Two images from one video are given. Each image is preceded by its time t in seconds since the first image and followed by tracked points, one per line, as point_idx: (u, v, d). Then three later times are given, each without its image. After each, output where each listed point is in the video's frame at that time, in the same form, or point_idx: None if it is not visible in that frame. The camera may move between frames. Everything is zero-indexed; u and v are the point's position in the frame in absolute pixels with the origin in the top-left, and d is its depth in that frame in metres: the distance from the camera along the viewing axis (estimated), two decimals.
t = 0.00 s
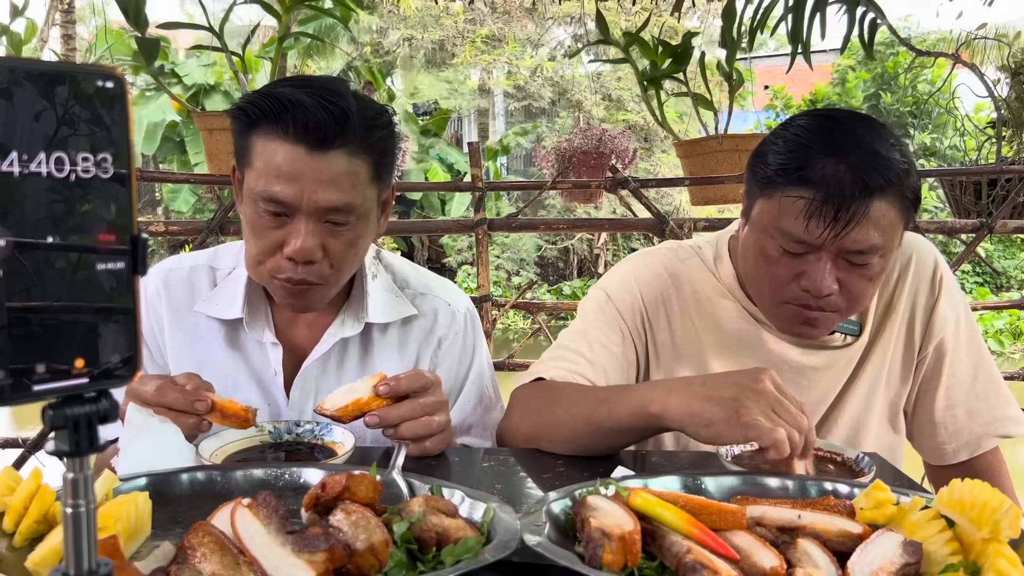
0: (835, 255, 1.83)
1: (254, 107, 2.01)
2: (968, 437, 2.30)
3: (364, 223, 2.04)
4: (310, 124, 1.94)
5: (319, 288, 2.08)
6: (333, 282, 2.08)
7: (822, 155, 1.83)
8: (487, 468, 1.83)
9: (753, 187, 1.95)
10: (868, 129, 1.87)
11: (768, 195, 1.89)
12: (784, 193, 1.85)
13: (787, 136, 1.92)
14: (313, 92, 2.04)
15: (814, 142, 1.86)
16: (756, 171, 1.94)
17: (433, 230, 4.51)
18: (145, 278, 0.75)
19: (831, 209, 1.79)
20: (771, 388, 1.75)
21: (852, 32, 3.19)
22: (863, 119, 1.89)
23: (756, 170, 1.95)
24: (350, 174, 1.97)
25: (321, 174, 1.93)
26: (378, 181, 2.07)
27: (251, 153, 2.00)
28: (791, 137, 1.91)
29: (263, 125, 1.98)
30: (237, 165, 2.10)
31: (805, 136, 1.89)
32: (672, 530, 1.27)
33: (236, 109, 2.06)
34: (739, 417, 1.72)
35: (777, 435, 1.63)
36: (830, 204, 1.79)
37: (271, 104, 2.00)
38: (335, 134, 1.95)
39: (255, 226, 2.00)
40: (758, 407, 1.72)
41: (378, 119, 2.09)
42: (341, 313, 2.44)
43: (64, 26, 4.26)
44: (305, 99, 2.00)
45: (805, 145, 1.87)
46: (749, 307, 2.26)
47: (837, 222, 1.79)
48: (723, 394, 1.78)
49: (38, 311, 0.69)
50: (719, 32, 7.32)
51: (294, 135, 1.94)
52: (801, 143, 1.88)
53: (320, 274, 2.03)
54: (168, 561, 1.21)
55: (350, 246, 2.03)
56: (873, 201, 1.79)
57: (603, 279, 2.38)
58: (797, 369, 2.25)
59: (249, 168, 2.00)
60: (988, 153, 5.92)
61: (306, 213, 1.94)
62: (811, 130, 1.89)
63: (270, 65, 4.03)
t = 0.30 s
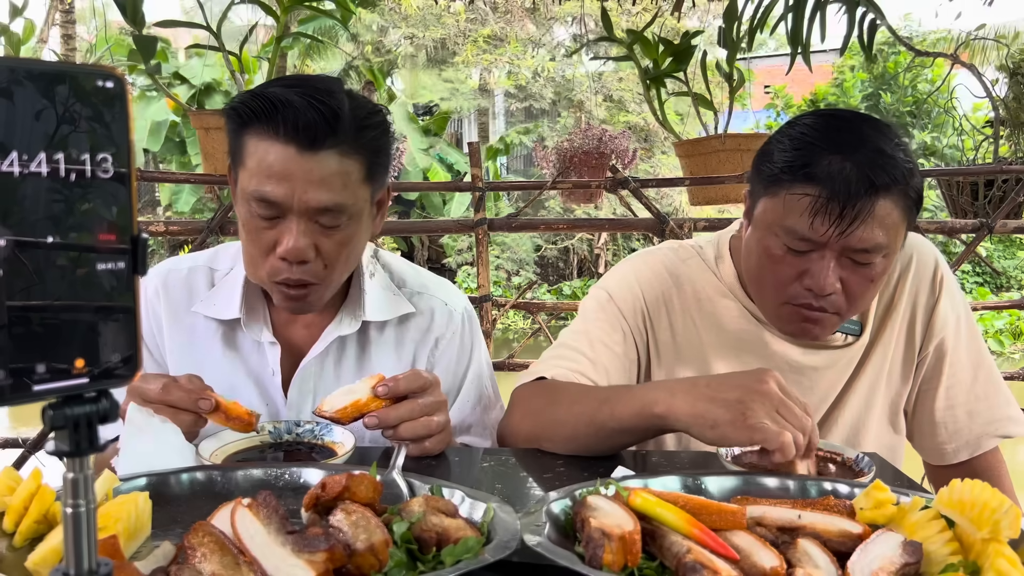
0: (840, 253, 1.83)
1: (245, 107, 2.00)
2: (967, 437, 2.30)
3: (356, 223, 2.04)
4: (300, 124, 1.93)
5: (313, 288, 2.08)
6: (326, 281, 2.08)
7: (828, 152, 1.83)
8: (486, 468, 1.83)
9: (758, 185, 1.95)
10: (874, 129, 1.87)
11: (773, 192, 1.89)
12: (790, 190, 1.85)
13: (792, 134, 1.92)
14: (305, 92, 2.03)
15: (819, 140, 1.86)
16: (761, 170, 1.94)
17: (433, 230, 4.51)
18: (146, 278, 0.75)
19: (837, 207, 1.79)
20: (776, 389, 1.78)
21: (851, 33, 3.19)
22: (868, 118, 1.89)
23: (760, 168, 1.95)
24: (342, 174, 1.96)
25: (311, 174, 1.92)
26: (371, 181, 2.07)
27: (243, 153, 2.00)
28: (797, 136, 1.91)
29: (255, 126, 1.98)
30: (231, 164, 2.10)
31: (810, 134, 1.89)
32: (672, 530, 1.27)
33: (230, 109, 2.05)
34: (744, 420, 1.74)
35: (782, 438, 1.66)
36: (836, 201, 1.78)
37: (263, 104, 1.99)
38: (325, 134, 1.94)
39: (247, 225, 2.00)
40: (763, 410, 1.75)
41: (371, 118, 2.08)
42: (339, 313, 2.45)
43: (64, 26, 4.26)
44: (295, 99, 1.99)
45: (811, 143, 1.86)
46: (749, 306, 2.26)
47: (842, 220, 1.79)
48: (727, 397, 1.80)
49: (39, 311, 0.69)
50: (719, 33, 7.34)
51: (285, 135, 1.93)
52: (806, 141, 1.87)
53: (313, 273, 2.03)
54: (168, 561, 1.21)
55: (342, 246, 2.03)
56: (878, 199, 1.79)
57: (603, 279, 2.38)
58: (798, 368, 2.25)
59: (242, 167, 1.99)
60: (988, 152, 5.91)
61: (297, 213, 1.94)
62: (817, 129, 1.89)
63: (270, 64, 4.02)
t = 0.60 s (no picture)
0: (839, 253, 1.83)
1: (242, 115, 2.00)
2: (969, 437, 2.30)
3: (348, 235, 2.03)
4: (293, 136, 1.92)
5: (303, 295, 2.08)
6: (317, 290, 2.08)
7: (831, 152, 1.83)
8: (487, 468, 1.83)
9: (761, 183, 1.95)
10: (878, 131, 1.87)
11: (775, 190, 1.89)
12: (791, 189, 1.85)
13: (796, 134, 1.92)
14: (302, 102, 2.01)
15: (823, 139, 1.86)
16: (764, 168, 1.94)
17: (433, 230, 4.51)
18: (146, 278, 0.75)
19: (837, 207, 1.79)
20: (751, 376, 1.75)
21: (851, 34, 3.19)
22: (874, 120, 1.89)
23: (764, 167, 1.95)
24: (333, 188, 1.94)
25: (302, 187, 1.91)
26: (367, 194, 2.05)
27: (239, 160, 2.00)
28: (801, 135, 1.91)
29: (250, 134, 1.97)
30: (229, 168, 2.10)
31: (814, 134, 1.89)
32: (672, 530, 1.27)
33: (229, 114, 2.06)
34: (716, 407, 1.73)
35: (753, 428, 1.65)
36: (836, 201, 1.78)
37: (259, 112, 1.98)
38: (318, 147, 1.92)
39: (242, 230, 2.01)
40: (737, 398, 1.72)
41: (369, 131, 2.08)
42: (342, 315, 2.45)
43: (64, 26, 4.25)
44: (288, 112, 1.97)
45: (814, 142, 1.87)
46: (751, 306, 2.26)
47: (842, 220, 1.79)
48: (702, 381, 1.78)
49: (39, 311, 0.69)
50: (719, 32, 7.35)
51: (278, 146, 1.92)
52: (810, 141, 1.87)
53: (302, 282, 2.03)
54: (168, 561, 1.21)
55: (333, 256, 2.03)
56: (879, 200, 1.79)
57: (603, 281, 2.38)
58: (798, 368, 2.25)
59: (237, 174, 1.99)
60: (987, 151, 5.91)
61: (288, 224, 1.93)
62: (821, 129, 1.89)
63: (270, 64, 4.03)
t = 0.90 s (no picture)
0: (831, 252, 1.83)
1: (240, 120, 2.01)
2: (967, 437, 2.30)
3: (346, 241, 2.02)
4: (291, 142, 1.92)
5: (300, 301, 2.08)
6: (315, 295, 2.07)
7: (827, 152, 1.83)
8: (487, 468, 1.83)
9: (758, 180, 1.95)
10: (876, 131, 1.87)
11: (771, 188, 1.89)
12: (786, 187, 1.85)
13: (795, 132, 1.92)
14: (298, 107, 2.02)
15: (821, 139, 1.86)
16: (762, 165, 1.95)
17: (433, 230, 4.51)
18: (146, 278, 0.75)
19: (830, 206, 1.79)
20: (744, 371, 1.74)
21: (851, 34, 3.19)
22: (873, 121, 1.89)
23: (762, 164, 1.95)
24: (330, 193, 1.94)
25: (298, 193, 1.91)
26: (365, 199, 2.05)
27: (237, 165, 2.00)
28: (800, 134, 1.91)
29: (248, 140, 1.97)
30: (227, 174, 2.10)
31: (813, 133, 1.89)
32: (672, 530, 1.27)
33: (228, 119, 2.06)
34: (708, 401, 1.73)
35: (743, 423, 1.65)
36: (829, 200, 1.78)
37: (257, 118, 1.99)
38: (315, 153, 1.93)
39: (240, 236, 2.01)
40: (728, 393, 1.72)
41: (368, 137, 2.08)
42: (343, 316, 2.44)
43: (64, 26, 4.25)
44: (284, 118, 1.98)
45: (812, 141, 1.86)
46: (750, 307, 2.26)
47: (834, 219, 1.79)
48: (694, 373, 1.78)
49: (39, 311, 0.69)
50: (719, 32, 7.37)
51: (274, 151, 1.92)
52: (808, 140, 1.87)
53: (298, 288, 2.02)
54: (168, 561, 1.21)
55: (331, 263, 2.02)
56: (872, 201, 1.79)
57: (604, 282, 2.38)
58: (799, 368, 2.25)
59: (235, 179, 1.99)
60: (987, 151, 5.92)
61: (284, 230, 1.93)
62: (820, 127, 1.89)
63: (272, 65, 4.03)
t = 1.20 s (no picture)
0: (828, 250, 1.83)
1: (235, 123, 2.00)
2: (966, 437, 2.30)
3: (343, 241, 2.02)
4: (285, 143, 1.92)
5: (300, 300, 2.08)
6: (315, 295, 2.09)
7: (823, 151, 1.83)
8: (487, 468, 1.83)
9: (755, 179, 1.95)
10: (873, 129, 1.87)
11: (768, 186, 1.89)
12: (782, 185, 1.85)
13: (791, 131, 1.92)
14: (292, 108, 2.01)
15: (817, 137, 1.86)
16: (758, 164, 1.95)
17: (433, 230, 4.51)
18: (146, 277, 0.75)
19: (826, 204, 1.79)
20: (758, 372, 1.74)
21: (852, 33, 3.18)
22: (870, 119, 1.88)
23: (759, 163, 1.95)
24: (327, 195, 1.94)
25: (295, 195, 1.91)
26: (362, 199, 2.05)
27: (234, 167, 2.00)
28: (796, 133, 1.91)
29: (244, 141, 1.97)
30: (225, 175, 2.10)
31: (809, 132, 1.89)
32: (672, 530, 1.27)
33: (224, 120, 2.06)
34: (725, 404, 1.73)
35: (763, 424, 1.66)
36: (825, 198, 1.78)
37: (252, 119, 1.98)
38: (311, 154, 1.92)
39: (239, 236, 2.01)
40: (745, 394, 1.72)
41: (364, 137, 2.07)
42: (342, 313, 2.44)
43: (64, 26, 4.26)
44: (278, 119, 1.97)
45: (808, 140, 1.86)
46: (749, 307, 2.26)
47: (831, 217, 1.79)
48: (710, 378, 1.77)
49: (38, 311, 0.69)
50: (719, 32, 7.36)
51: (270, 153, 1.92)
52: (805, 139, 1.87)
53: (298, 288, 2.03)
54: (168, 561, 1.21)
55: (330, 262, 2.03)
56: (868, 198, 1.79)
57: (603, 282, 2.38)
58: (799, 368, 2.25)
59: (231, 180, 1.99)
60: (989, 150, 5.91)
61: (281, 231, 1.93)
62: (817, 126, 1.89)
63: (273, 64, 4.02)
